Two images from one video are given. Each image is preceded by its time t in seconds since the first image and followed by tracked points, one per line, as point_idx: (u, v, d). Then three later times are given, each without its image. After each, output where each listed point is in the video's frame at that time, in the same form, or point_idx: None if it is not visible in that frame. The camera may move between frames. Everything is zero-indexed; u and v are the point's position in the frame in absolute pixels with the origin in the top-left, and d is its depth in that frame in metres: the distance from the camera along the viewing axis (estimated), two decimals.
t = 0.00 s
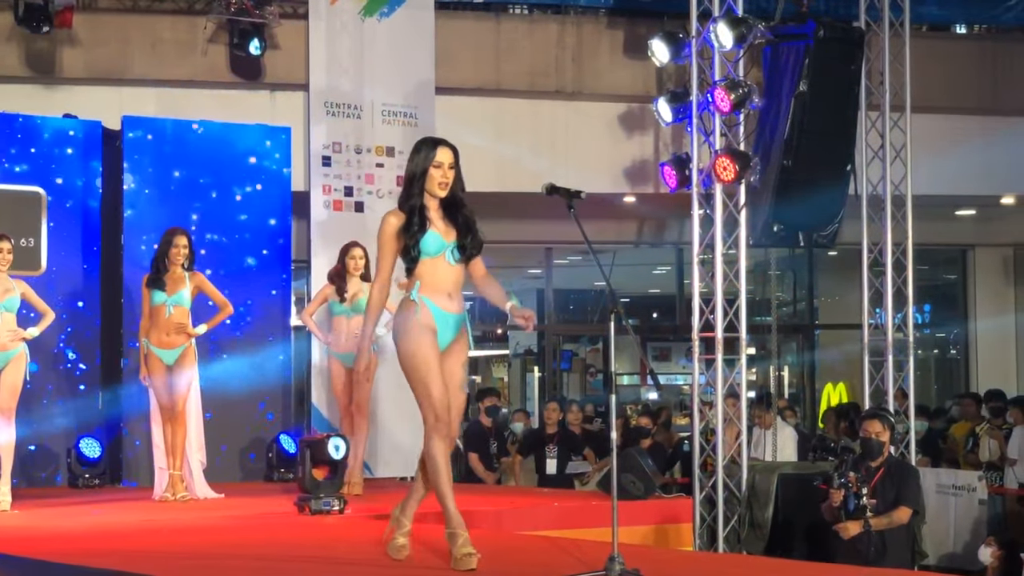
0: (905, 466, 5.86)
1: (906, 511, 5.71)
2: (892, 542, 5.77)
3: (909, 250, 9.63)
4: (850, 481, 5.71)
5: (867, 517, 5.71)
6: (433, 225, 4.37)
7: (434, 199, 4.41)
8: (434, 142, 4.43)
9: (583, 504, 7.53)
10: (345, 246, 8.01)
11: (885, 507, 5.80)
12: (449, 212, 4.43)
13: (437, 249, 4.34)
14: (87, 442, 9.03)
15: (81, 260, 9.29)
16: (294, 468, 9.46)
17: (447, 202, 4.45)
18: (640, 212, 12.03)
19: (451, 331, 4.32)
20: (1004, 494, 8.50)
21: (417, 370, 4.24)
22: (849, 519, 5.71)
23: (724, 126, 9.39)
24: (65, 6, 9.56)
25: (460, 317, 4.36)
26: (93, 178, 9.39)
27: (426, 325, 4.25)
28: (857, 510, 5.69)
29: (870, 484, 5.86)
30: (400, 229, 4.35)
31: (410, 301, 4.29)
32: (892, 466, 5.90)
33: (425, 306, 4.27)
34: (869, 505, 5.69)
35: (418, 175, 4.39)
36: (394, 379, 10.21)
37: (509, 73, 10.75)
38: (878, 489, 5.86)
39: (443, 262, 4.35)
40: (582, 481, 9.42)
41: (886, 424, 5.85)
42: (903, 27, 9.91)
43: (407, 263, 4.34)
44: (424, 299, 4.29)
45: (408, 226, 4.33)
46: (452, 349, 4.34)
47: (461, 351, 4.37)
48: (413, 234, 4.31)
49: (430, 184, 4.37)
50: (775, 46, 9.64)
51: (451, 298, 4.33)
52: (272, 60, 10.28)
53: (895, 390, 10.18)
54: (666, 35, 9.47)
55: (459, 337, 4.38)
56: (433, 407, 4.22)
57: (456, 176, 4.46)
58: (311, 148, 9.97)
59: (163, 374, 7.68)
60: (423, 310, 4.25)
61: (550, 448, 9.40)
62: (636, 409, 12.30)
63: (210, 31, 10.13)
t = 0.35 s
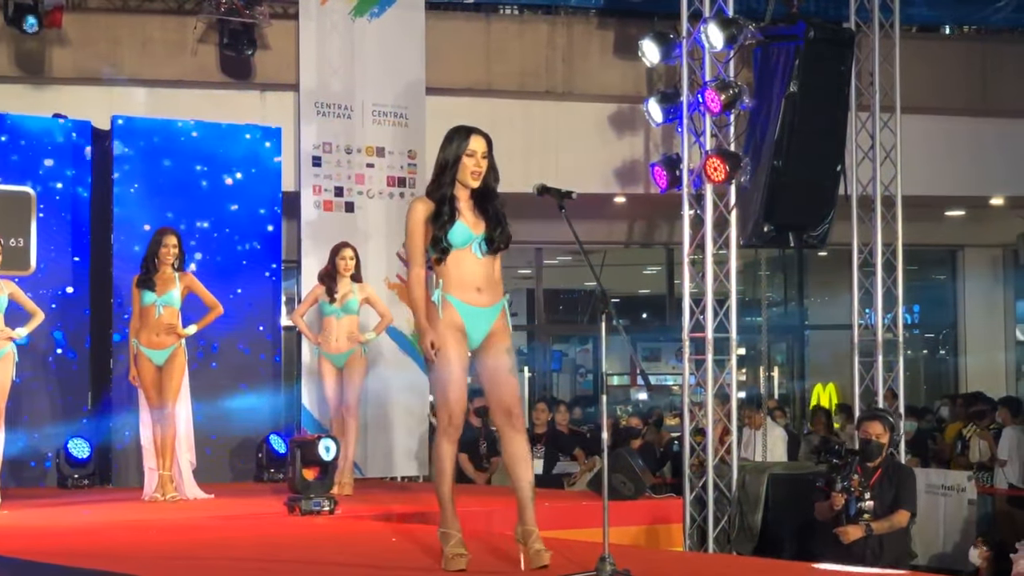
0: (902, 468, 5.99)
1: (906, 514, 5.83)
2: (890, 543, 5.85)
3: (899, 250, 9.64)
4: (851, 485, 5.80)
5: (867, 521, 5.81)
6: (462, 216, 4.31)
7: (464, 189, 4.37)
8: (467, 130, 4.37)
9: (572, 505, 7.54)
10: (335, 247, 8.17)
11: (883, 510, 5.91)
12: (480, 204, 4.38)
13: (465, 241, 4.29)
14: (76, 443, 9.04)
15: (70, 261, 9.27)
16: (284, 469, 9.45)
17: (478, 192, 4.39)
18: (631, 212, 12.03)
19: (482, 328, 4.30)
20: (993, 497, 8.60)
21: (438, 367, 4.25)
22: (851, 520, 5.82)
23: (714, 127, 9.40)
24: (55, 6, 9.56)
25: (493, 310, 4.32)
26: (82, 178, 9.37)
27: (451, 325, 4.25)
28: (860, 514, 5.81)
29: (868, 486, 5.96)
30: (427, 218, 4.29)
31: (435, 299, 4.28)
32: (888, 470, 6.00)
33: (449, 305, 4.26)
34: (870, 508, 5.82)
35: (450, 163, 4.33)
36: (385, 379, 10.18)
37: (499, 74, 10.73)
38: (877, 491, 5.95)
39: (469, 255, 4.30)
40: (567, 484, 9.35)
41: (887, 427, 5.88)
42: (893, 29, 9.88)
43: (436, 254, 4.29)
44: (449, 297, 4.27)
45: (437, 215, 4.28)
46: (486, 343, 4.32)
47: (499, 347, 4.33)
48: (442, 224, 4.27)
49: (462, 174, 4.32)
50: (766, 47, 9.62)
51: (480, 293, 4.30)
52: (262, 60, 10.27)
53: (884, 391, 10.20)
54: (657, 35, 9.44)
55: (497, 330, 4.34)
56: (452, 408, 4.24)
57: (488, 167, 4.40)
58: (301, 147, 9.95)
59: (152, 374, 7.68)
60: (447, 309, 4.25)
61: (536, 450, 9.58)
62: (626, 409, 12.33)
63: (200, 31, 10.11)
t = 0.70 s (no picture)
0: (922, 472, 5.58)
1: (925, 517, 5.43)
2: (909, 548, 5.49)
3: (888, 250, 9.64)
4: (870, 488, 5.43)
5: (885, 525, 5.40)
6: (485, 215, 4.27)
7: (489, 187, 4.33)
8: (492, 128, 4.35)
9: (561, 505, 7.53)
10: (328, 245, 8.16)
11: (904, 513, 5.51)
12: (505, 202, 4.34)
13: (488, 240, 4.23)
14: (64, 442, 9.04)
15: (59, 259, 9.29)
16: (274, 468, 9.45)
17: (503, 191, 4.36)
18: (621, 212, 12.03)
19: (514, 325, 4.21)
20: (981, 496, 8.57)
21: (475, 374, 4.16)
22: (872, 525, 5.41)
23: (703, 126, 9.40)
24: (44, 4, 9.58)
25: (524, 306, 4.24)
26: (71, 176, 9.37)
27: (485, 329, 4.17)
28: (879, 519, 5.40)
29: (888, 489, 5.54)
30: (452, 218, 4.25)
31: (463, 305, 4.20)
32: (911, 473, 5.60)
33: (479, 310, 4.18)
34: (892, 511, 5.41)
35: (474, 161, 4.31)
36: (375, 378, 10.18)
37: (489, 74, 10.70)
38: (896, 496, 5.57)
39: (494, 253, 4.24)
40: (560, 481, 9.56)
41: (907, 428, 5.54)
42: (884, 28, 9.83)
43: (460, 256, 4.25)
44: (477, 302, 4.20)
45: (461, 214, 4.24)
46: (520, 341, 4.23)
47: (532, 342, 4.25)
48: (465, 223, 4.22)
49: (486, 172, 4.29)
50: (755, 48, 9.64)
51: (508, 291, 4.23)
52: (251, 59, 10.18)
53: (873, 392, 10.20)
54: (646, 35, 9.49)
55: (529, 326, 4.25)
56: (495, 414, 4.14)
57: (513, 164, 4.37)
58: (290, 147, 9.96)
59: (141, 373, 7.64)
60: (478, 314, 4.17)
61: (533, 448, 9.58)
62: (615, 409, 12.33)
63: (189, 30, 10.07)
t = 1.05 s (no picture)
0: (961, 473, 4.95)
1: (963, 523, 4.81)
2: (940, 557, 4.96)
3: (884, 249, 9.40)
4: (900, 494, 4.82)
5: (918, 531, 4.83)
6: (489, 212, 4.02)
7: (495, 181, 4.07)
8: (500, 117, 4.05)
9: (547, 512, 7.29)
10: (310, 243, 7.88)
11: (938, 521, 4.88)
12: (508, 197, 4.08)
13: (489, 240, 4.00)
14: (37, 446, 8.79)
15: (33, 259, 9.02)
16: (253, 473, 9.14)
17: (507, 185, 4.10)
18: (611, 210, 11.79)
19: (501, 326, 3.99)
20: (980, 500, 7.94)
21: (450, 364, 3.98)
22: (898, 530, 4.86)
23: (695, 122, 9.15)
24: None
25: (514, 307, 4.02)
26: (46, 173, 9.10)
27: (470, 323, 3.96)
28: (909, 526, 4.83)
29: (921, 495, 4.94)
30: (454, 214, 4.01)
31: (452, 296, 3.99)
32: (947, 475, 4.93)
33: (468, 302, 3.97)
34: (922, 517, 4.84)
35: (481, 152, 4.04)
36: (358, 379, 9.93)
37: (475, 68, 10.42)
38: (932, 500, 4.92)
39: (493, 255, 4.02)
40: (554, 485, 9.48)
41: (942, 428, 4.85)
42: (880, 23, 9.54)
43: (461, 252, 4.00)
44: (468, 295, 3.99)
45: (466, 211, 3.99)
46: (505, 343, 4.00)
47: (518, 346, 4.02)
48: (470, 221, 3.98)
49: (492, 167, 4.03)
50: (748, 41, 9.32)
51: (500, 291, 4.01)
52: (231, 53, 9.94)
53: (868, 394, 9.96)
54: (636, 29, 9.25)
55: (517, 328, 4.03)
56: (463, 409, 3.95)
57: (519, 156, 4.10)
58: (272, 143, 9.72)
59: (117, 375, 7.39)
60: (466, 307, 3.96)
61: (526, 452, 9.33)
62: (604, 412, 12.09)
63: (167, 23, 9.84)
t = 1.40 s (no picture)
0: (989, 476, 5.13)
1: (998, 527, 5.01)
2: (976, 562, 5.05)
3: (878, 248, 9.32)
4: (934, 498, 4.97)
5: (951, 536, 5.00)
6: (478, 214, 3.96)
7: (486, 182, 4.00)
8: (494, 118, 4.00)
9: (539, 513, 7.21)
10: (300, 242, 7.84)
11: (972, 524, 5.09)
12: (500, 200, 4.01)
13: (476, 243, 3.94)
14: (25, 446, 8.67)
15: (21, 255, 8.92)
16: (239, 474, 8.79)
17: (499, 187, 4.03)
18: (602, 208, 11.72)
19: (483, 325, 3.96)
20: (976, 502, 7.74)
21: (435, 364, 3.93)
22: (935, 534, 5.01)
23: (688, 119, 9.06)
24: None
25: (497, 308, 3.98)
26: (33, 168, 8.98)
27: (452, 323, 3.92)
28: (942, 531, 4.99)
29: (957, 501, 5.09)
30: (442, 211, 3.96)
31: (433, 298, 3.95)
32: (980, 479, 5.13)
33: (448, 302, 3.93)
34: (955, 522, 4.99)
35: (473, 152, 3.97)
36: (347, 380, 9.85)
37: (465, 65, 10.32)
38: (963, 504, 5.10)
39: (479, 258, 3.97)
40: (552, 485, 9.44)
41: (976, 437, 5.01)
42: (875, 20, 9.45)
43: (447, 253, 3.96)
44: (449, 295, 3.94)
45: (455, 210, 3.93)
46: (487, 341, 3.97)
47: (501, 344, 3.99)
48: (459, 221, 3.92)
49: (484, 167, 3.96)
50: (741, 37, 9.17)
51: (483, 292, 3.96)
52: (221, 50, 9.87)
53: (863, 394, 9.88)
54: (629, 26, 9.17)
55: (501, 327, 3.99)
56: (447, 409, 3.90)
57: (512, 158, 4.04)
58: (261, 140, 9.64)
59: (105, 375, 7.34)
60: (448, 308, 3.92)
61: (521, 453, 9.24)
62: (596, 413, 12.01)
63: (155, 20, 9.74)
